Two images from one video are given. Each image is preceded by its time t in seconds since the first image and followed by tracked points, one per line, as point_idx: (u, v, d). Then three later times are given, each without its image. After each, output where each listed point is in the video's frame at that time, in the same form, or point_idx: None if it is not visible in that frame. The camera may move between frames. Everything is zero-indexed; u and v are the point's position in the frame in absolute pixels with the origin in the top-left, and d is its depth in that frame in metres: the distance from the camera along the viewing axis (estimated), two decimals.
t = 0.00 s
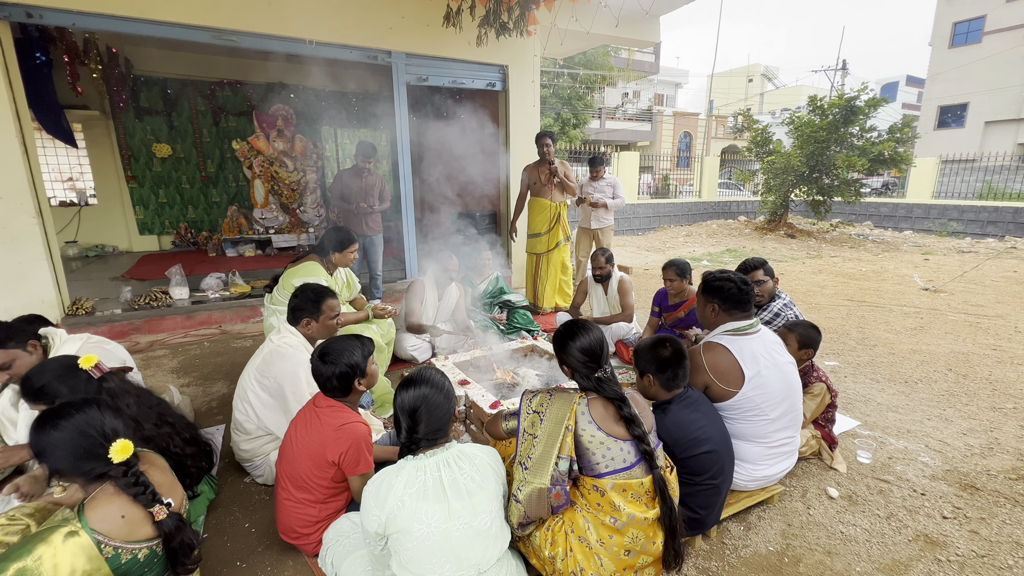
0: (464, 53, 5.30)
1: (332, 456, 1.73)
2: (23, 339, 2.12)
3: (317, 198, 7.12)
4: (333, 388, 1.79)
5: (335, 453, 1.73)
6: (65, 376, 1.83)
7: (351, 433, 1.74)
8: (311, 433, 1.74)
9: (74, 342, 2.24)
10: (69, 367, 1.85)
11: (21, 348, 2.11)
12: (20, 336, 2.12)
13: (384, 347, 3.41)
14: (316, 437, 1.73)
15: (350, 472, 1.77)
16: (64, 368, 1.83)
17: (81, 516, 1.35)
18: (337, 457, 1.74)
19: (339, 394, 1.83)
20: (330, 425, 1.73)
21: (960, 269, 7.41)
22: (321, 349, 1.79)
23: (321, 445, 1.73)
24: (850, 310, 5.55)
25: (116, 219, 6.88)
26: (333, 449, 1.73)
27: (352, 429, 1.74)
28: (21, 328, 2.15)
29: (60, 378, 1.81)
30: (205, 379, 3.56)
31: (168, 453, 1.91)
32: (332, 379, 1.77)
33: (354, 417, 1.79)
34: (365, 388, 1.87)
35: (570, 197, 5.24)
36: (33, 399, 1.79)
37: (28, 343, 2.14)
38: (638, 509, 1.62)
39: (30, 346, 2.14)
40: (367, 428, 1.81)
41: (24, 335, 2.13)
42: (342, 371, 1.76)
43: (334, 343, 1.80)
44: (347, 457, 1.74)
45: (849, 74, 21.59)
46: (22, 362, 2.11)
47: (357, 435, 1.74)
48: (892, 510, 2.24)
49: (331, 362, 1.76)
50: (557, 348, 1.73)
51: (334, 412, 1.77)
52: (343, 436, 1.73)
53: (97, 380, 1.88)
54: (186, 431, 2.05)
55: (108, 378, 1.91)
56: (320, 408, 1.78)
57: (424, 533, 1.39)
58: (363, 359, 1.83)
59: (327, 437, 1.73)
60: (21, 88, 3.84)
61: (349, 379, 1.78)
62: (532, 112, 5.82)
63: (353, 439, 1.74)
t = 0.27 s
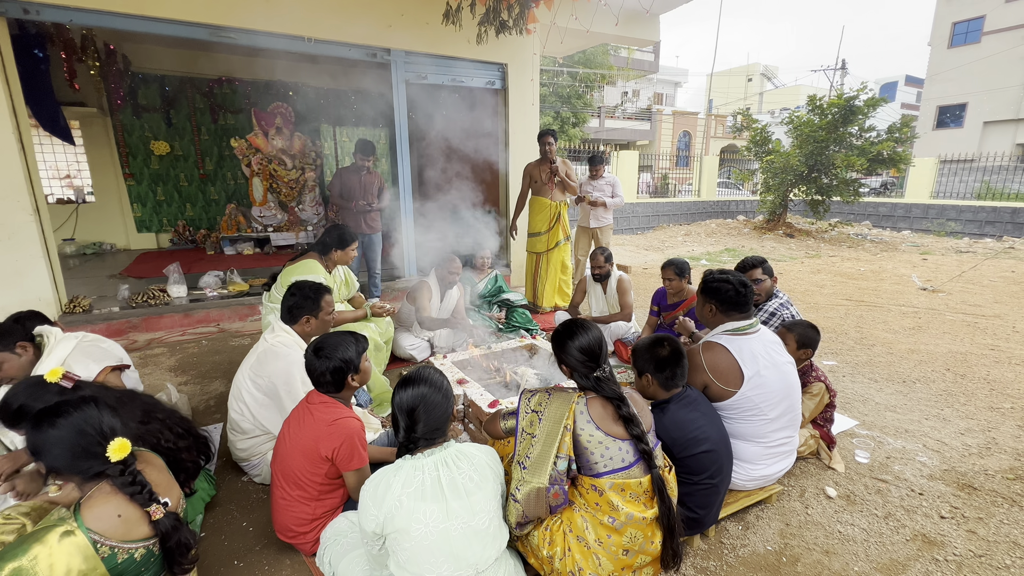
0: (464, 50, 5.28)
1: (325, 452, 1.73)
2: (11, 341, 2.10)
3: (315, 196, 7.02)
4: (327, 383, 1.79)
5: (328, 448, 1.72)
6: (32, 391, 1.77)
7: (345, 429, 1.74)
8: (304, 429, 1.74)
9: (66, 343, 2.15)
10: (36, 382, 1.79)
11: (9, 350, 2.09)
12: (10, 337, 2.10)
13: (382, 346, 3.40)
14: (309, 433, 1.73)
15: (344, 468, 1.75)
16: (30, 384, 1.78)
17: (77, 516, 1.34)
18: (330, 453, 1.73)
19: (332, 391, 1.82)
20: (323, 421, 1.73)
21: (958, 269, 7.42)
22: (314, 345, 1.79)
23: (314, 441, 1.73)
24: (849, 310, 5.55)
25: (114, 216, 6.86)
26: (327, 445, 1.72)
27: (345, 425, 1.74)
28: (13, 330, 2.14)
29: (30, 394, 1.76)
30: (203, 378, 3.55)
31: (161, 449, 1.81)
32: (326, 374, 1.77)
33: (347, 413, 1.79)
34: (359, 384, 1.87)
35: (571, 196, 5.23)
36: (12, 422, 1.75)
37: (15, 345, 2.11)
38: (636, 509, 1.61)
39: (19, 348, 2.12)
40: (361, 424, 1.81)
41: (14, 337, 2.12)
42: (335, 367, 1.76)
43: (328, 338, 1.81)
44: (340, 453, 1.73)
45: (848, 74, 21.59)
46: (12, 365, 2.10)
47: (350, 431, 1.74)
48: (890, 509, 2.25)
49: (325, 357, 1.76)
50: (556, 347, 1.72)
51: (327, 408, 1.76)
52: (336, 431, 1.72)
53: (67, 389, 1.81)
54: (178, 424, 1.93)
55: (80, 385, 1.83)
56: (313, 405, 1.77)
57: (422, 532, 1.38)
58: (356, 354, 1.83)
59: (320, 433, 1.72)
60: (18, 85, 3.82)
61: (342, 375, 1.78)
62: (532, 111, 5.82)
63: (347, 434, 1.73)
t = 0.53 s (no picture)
0: (462, 49, 5.28)
1: (320, 450, 1.73)
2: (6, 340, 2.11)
3: (314, 195, 7.04)
4: (323, 382, 1.78)
5: (323, 448, 1.72)
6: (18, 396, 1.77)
7: (339, 427, 1.74)
8: (298, 428, 1.74)
9: (63, 343, 2.13)
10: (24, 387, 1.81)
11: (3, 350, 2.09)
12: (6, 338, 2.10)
13: (380, 346, 3.41)
14: (303, 432, 1.73)
15: (338, 467, 1.75)
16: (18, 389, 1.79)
17: (75, 516, 1.34)
18: (325, 451, 1.73)
19: (326, 390, 1.82)
20: (317, 420, 1.73)
21: (955, 269, 7.45)
22: (312, 343, 1.79)
23: (308, 440, 1.73)
24: (846, 310, 5.57)
25: (111, 215, 6.84)
26: (321, 444, 1.72)
27: (340, 424, 1.74)
28: (8, 329, 2.14)
29: (18, 398, 1.76)
30: (200, 377, 3.55)
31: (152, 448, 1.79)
32: (321, 374, 1.76)
33: (341, 412, 1.79)
34: (354, 384, 1.86)
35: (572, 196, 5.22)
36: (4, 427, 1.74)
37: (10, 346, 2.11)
38: (634, 508, 1.62)
39: (14, 349, 2.12)
40: (355, 422, 1.81)
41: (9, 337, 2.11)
42: (332, 365, 1.76)
43: (325, 337, 1.80)
44: (335, 451, 1.73)
45: (845, 74, 21.64)
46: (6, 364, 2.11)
47: (345, 430, 1.74)
48: (887, 509, 2.25)
49: (323, 355, 1.76)
50: (554, 347, 1.72)
51: (321, 407, 1.76)
52: (330, 430, 1.72)
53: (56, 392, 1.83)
54: (171, 424, 1.92)
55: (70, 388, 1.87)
56: (307, 404, 1.77)
57: (421, 532, 1.38)
58: (353, 354, 1.84)
59: (314, 432, 1.72)
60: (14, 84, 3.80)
61: (339, 373, 1.78)
62: (530, 111, 5.82)
63: (341, 433, 1.73)
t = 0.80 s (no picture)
0: (460, 50, 5.28)
1: (316, 453, 1.72)
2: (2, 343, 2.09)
3: (312, 195, 7.11)
4: (322, 384, 1.78)
5: (319, 450, 1.72)
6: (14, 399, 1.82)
7: (336, 429, 1.73)
8: (294, 430, 1.73)
9: (60, 345, 2.10)
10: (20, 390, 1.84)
11: None
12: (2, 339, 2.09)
13: (378, 346, 3.41)
14: (299, 434, 1.72)
15: (335, 469, 1.75)
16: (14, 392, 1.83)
17: (72, 517, 1.34)
18: (321, 454, 1.73)
19: (324, 393, 1.81)
20: (314, 422, 1.73)
21: (951, 269, 7.48)
22: (316, 345, 1.80)
23: (305, 442, 1.72)
24: (843, 310, 5.58)
25: (108, 216, 6.81)
26: (318, 446, 1.72)
27: (336, 426, 1.74)
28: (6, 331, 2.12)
29: (14, 400, 1.81)
30: (197, 378, 3.54)
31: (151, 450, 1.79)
32: (320, 375, 1.76)
33: (338, 414, 1.79)
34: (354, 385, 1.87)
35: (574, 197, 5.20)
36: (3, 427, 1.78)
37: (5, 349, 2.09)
38: (632, 508, 1.62)
39: (10, 352, 2.10)
40: (352, 424, 1.81)
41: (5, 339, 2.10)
42: (335, 367, 1.78)
43: (328, 339, 1.82)
44: (331, 454, 1.73)
45: (842, 75, 21.72)
46: None
47: (342, 432, 1.74)
48: (884, 508, 2.26)
49: (330, 358, 1.78)
50: (553, 348, 1.72)
51: (317, 409, 1.76)
52: (327, 432, 1.72)
53: (51, 394, 1.84)
54: (167, 424, 1.91)
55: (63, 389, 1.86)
56: (303, 406, 1.77)
57: (419, 533, 1.38)
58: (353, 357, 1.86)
59: (311, 434, 1.72)
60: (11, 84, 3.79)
61: (344, 373, 1.81)
62: (528, 111, 5.80)
63: (338, 435, 1.73)
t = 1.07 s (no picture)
0: (458, 52, 5.28)
1: (315, 455, 1.72)
2: (2, 344, 2.06)
3: (311, 196, 7.06)
4: (320, 386, 1.77)
5: (317, 452, 1.72)
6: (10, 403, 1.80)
7: (334, 432, 1.74)
8: (292, 432, 1.73)
9: (58, 349, 2.11)
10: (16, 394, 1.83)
11: None
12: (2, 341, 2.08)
13: (376, 347, 3.40)
14: (298, 436, 1.73)
15: (333, 471, 1.75)
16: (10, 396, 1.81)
17: (69, 520, 1.34)
18: (319, 456, 1.73)
19: (323, 394, 1.81)
20: (312, 424, 1.73)
21: (949, 270, 7.49)
22: (317, 346, 1.81)
23: (303, 444, 1.72)
24: (842, 310, 5.59)
25: (106, 217, 6.81)
26: (316, 448, 1.72)
27: (334, 428, 1.74)
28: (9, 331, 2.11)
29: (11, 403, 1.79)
30: (196, 380, 3.54)
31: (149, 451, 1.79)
32: (320, 376, 1.76)
33: (337, 416, 1.79)
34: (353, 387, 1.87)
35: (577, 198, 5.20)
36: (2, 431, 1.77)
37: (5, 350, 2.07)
38: (630, 509, 1.62)
39: (10, 353, 2.08)
40: (350, 426, 1.81)
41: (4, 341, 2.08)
42: (336, 368, 1.79)
43: (326, 340, 1.84)
44: (330, 456, 1.73)
45: (839, 76, 21.77)
46: None
47: (340, 434, 1.74)
48: (882, 508, 2.26)
49: (331, 357, 1.79)
50: (550, 349, 1.72)
51: (316, 411, 1.76)
52: (326, 434, 1.72)
53: (47, 397, 1.82)
54: (164, 426, 1.92)
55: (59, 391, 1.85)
56: (301, 408, 1.77)
57: (416, 534, 1.38)
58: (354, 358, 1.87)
59: (309, 436, 1.72)
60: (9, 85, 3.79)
61: (345, 373, 1.82)
62: (527, 112, 5.79)
63: (336, 437, 1.73)
